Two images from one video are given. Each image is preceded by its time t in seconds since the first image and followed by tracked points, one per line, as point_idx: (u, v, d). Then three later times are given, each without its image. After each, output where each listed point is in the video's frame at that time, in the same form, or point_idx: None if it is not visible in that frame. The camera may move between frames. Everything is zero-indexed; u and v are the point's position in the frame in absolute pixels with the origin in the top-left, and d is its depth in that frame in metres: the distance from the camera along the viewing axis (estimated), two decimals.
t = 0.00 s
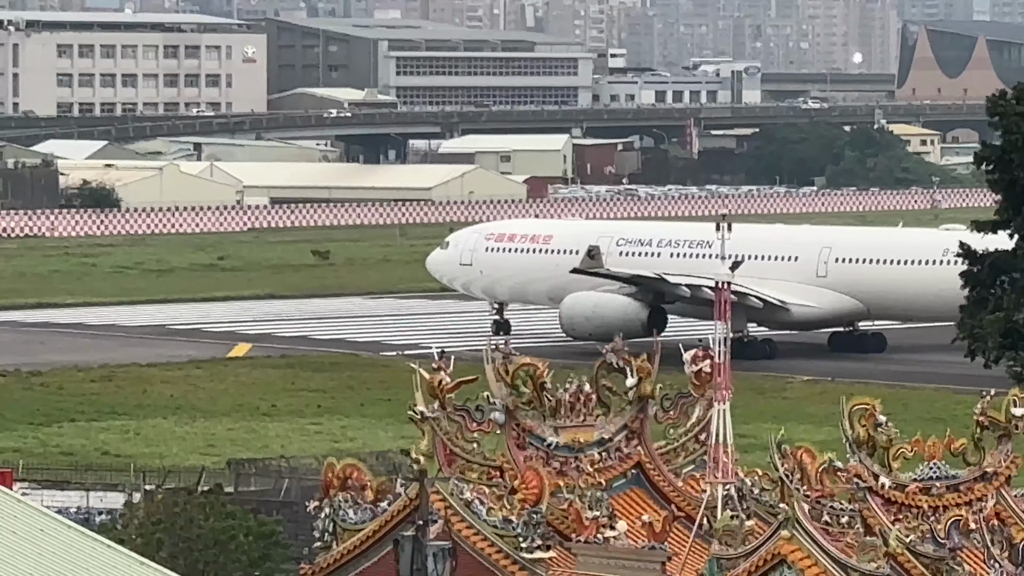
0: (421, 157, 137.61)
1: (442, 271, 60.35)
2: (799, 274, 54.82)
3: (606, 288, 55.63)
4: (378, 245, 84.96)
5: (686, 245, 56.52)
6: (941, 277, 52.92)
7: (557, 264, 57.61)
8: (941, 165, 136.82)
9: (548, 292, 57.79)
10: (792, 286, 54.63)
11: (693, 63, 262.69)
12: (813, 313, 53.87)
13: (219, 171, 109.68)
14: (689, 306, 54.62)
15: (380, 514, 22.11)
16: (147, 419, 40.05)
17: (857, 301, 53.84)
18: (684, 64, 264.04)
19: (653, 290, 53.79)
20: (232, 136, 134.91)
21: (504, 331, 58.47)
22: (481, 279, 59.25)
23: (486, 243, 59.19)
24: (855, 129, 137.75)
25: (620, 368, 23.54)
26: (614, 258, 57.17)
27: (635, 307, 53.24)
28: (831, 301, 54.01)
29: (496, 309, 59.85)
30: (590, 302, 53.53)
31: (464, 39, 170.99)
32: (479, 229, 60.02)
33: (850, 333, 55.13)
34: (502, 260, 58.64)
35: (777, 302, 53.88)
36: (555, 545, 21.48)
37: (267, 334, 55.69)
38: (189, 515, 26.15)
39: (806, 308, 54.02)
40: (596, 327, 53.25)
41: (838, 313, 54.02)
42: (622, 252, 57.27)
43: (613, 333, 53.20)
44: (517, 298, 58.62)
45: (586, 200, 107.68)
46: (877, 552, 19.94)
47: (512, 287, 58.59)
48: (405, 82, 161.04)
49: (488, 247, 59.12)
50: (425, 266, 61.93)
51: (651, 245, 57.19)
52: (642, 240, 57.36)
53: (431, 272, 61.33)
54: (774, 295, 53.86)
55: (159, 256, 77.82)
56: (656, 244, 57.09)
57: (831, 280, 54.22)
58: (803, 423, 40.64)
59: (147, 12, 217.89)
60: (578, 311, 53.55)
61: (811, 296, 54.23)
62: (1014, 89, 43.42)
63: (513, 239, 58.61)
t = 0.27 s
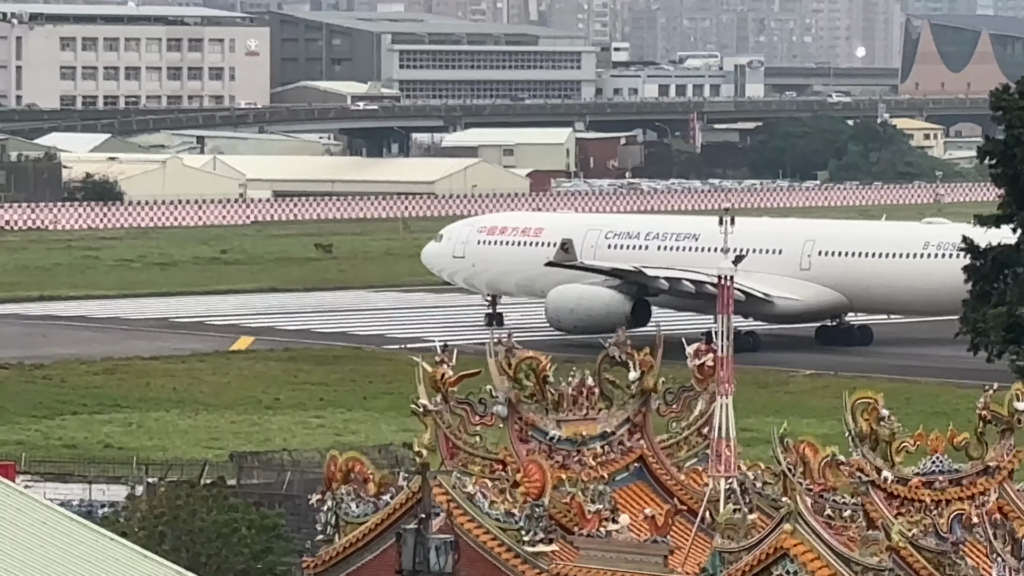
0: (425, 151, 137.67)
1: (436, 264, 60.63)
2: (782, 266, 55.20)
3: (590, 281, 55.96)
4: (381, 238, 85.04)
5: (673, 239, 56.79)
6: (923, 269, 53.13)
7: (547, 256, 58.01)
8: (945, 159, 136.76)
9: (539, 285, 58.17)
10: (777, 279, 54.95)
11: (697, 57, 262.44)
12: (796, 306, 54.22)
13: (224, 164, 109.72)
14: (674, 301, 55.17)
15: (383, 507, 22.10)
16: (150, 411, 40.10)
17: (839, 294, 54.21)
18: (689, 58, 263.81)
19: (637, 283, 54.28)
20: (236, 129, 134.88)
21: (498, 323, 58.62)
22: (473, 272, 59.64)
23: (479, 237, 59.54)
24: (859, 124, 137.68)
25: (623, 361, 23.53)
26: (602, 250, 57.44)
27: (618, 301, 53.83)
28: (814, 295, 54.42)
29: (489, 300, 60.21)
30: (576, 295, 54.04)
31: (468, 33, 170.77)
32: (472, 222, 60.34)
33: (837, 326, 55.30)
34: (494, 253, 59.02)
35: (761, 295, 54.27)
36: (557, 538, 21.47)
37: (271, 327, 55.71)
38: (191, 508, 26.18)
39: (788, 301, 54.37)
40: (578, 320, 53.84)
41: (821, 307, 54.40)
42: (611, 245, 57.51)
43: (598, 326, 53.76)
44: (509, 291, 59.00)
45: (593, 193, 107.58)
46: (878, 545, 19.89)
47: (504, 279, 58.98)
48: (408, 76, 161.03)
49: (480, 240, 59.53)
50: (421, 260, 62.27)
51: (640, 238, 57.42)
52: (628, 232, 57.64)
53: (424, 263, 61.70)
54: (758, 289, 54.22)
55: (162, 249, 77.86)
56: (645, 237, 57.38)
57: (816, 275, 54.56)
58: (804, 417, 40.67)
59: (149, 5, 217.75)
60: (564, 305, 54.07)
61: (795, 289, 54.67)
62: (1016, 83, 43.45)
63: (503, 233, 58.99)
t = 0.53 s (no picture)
0: (427, 149, 137.74)
1: (434, 261, 60.87)
2: (770, 265, 55.31)
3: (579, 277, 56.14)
4: (383, 235, 84.98)
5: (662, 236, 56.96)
6: (907, 267, 53.17)
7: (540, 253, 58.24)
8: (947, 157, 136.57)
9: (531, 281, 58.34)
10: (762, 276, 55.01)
11: (702, 54, 262.24)
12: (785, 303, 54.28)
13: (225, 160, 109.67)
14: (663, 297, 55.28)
15: (386, 505, 22.08)
16: (152, 409, 40.09)
17: (825, 292, 54.25)
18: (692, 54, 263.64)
19: (625, 281, 54.44)
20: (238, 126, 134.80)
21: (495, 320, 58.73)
22: (468, 269, 59.83)
23: (473, 233, 59.74)
24: (862, 122, 137.57)
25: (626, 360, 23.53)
26: (593, 248, 57.59)
27: (606, 298, 54.02)
28: (802, 292, 54.44)
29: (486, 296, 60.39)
30: (565, 292, 54.26)
31: (472, 30, 170.80)
32: (468, 219, 60.52)
33: (826, 324, 55.32)
34: (488, 249, 59.23)
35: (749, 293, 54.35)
36: (560, 536, 21.44)
37: (274, 324, 55.66)
38: (194, 505, 26.18)
39: (776, 299, 54.43)
40: (567, 316, 54.05)
41: (807, 304, 54.39)
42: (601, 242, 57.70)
43: (587, 323, 54.01)
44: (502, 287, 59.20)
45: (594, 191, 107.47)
46: (881, 544, 19.84)
47: (496, 276, 59.15)
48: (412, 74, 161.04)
49: (475, 236, 59.71)
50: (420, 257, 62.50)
51: (631, 235, 57.57)
52: (619, 230, 57.78)
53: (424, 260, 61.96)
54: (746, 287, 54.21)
55: (165, 246, 77.85)
56: (635, 234, 57.55)
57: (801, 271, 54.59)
58: (807, 416, 40.61)
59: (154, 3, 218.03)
60: (553, 302, 54.30)
61: (783, 286, 54.71)
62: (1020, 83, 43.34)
63: (497, 229, 59.19)
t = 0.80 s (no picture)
0: (432, 148, 137.95)
1: (431, 256, 61.24)
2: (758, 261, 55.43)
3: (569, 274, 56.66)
4: (387, 233, 85.01)
5: (654, 233, 57.45)
6: (893, 264, 53.51)
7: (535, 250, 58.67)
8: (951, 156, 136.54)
9: (525, 277, 58.75)
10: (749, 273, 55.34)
11: (705, 52, 262.08)
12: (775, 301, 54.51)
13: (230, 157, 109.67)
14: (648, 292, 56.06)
15: (389, 502, 22.06)
16: (156, 405, 40.11)
17: (812, 289, 54.56)
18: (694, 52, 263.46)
19: (611, 277, 55.26)
20: (243, 124, 134.94)
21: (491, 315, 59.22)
22: (465, 264, 60.21)
23: (469, 230, 60.08)
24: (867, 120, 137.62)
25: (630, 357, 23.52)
26: (587, 245, 58.12)
27: (592, 295, 54.70)
28: (791, 290, 54.67)
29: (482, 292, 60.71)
30: (553, 289, 54.88)
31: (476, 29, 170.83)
32: (464, 216, 60.90)
33: (818, 322, 55.46)
34: (483, 246, 59.56)
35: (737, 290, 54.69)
36: (562, 535, 21.41)
37: (277, 321, 55.69)
38: (197, 503, 26.17)
39: (764, 297, 54.63)
40: (556, 313, 54.68)
41: (795, 302, 54.68)
42: (595, 239, 58.15)
43: (575, 320, 54.65)
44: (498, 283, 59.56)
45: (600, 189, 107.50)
46: (885, 542, 19.81)
47: (493, 272, 59.53)
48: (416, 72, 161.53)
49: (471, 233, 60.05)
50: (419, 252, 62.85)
51: (624, 232, 57.97)
52: (612, 228, 58.19)
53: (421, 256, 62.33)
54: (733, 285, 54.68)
55: (170, 243, 77.88)
56: (628, 231, 57.94)
57: (789, 269, 54.87)
58: (811, 413, 40.62)
59: None
60: (542, 299, 54.92)
61: (770, 283, 54.91)
62: None
63: (494, 225, 59.62)
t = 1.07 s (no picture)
0: (436, 147, 137.88)
1: (429, 253, 61.36)
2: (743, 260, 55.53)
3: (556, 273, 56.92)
4: (390, 231, 84.95)
5: (645, 233, 57.53)
6: (873, 264, 53.62)
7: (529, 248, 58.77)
8: (954, 157, 136.47)
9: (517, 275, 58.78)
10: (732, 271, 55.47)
11: (708, 52, 262.00)
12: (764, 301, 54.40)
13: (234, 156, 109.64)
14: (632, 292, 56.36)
15: (392, 501, 22.04)
16: (158, 404, 40.09)
17: (796, 288, 54.60)
18: (697, 53, 263.28)
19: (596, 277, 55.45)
20: (247, 123, 134.95)
21: (487, 314, 59.66)
22: (460, 263, 60.33)
23: (466, 228, 60.28)
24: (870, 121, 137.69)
25: (633, 358, 23.52)
26: (578, 244, 58.21)
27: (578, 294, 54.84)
28: (775, 288, 54.62)
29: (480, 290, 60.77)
30: (541, 287, 54.98)
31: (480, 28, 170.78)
32: (462, 215, 61.04)
33: (807, 322, 55.61)
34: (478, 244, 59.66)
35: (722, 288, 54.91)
36: (565, 535, 21.39)
37: (280, 320, 55.66)
38: (201, 501, 26.17)
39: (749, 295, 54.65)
40: (543, 312, 54.78)
41: (778, 301, 54.67)
42: (587, 238, 58.23)
43: (561, 319, 54.77)
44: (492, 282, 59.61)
45: (603, 188, 107.41)
46: (887, 543, 19.81)
47: (486, 271, 59.58)
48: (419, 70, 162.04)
49: (468, 232, 60.26)
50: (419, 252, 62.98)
51: (615, 231, 58.04)
52: (603, 227, 58.27)
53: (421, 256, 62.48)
54: (718, 284, 54.96)
55: (173, 242, 77.84)
56: (618, 229, 58.03)
57: (772, 268, 54.75)
58: (814, 415, 40.61)
59: None
60: (528, 298, 54.98)
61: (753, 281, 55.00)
62: None
63: (490, 224, 59.75)
